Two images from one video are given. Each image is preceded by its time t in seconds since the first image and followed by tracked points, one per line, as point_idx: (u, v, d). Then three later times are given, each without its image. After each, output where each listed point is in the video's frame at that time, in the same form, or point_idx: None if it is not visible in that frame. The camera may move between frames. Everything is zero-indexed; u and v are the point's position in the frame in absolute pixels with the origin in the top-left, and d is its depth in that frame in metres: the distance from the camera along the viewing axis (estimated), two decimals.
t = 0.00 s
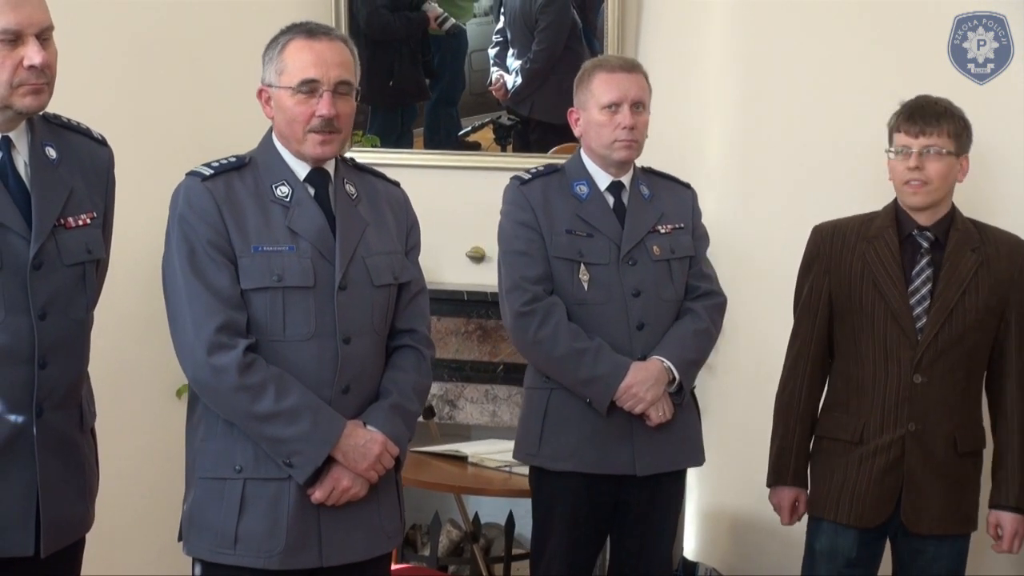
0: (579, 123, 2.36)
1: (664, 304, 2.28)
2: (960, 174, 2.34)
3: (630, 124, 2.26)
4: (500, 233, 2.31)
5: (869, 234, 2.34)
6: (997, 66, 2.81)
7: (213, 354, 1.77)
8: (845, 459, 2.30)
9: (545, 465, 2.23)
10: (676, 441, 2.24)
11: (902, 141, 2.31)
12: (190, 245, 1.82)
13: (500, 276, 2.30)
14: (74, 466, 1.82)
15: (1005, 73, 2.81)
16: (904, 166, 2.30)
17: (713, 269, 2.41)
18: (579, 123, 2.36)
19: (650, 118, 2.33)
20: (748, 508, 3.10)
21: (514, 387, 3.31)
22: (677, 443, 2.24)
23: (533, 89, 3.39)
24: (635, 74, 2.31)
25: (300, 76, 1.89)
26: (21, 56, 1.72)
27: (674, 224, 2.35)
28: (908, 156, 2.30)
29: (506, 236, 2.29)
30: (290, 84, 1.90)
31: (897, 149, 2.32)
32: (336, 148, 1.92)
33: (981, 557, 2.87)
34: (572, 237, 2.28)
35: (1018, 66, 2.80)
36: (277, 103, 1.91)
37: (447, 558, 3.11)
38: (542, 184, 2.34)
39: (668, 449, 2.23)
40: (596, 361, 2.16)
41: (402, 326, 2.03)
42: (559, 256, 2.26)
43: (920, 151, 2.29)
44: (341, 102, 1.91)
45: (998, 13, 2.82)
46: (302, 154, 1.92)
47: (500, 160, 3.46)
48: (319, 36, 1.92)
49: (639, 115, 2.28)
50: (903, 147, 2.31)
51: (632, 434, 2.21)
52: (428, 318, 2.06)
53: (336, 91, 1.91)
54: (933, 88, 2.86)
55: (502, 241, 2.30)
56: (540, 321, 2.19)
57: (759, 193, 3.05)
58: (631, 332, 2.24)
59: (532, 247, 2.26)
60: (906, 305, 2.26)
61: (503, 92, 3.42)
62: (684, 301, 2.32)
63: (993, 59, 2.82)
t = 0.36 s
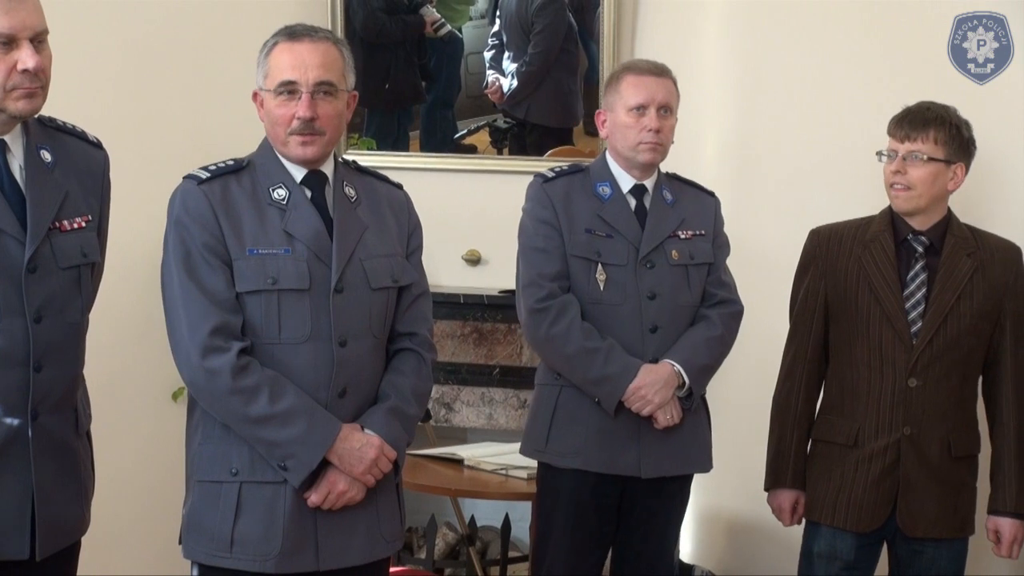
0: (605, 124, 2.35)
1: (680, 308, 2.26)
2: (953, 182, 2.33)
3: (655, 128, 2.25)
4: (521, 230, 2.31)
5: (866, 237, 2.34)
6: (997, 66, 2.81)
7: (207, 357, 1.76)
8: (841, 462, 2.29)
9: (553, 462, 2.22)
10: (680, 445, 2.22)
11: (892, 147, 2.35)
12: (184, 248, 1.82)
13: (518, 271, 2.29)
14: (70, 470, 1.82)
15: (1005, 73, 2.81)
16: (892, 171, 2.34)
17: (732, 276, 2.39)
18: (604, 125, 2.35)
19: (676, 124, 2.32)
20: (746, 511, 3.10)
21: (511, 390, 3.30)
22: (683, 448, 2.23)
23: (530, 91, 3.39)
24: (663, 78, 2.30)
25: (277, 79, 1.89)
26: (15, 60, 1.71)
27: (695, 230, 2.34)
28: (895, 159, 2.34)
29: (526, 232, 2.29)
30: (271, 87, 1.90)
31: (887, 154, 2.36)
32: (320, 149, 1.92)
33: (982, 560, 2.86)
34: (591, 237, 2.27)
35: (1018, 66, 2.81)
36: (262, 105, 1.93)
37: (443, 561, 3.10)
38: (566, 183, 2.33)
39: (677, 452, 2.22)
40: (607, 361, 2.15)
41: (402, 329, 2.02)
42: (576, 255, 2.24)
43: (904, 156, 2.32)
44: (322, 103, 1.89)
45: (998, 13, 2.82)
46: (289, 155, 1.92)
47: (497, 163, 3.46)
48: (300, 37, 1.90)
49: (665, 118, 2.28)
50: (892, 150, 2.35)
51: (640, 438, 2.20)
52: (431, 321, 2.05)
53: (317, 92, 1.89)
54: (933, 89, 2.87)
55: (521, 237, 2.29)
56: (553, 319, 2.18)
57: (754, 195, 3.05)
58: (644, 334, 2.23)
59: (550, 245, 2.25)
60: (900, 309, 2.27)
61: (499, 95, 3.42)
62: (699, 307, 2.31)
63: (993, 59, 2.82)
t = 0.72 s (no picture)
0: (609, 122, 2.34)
1: (680, 307, 2.27)
2: (957, 182, 2.33)
3: (663, 126, 2.26)
4: (522, 227, 2.30)
5: (871, 238, 2.34)
6: (997, 66, 2.81)
7: (210, 355, 1.76)
8: (848, 463, 2.28)
9: (554, 461, 2.22)
10: (681, 443, 2.23)
11: (895, 148, 2.35)
12: (188, 246, 1.82)
13: (519, 268, 2.29)
14: (72, 468, 1.82)
15: (1005, 73, 2.81)
16: (896, 172, 2.34)
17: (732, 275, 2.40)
18: (609, 122, 2.35)
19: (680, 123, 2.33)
20: (750, 510, 3.09)
21: (512, 388, 3.31)
22: (685, 447, 2.23)
23: (532, 90, 3.39)
24: (671, 79, 2.31)
25: (295, 72, 1.89)
26: (15, 60, 1.71)
27: (695, 229, 2.34)
28: (898, 160, 2.34)
29: (527, 229, 2.28)
30: (286, 80, 1.90)
31: (891, 155, 2.36)
32: (336, 144, 1.92)
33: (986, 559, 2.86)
34: (593, 235, 2.27)
35: (1017, 67, 2.80)
36: (272, 101, 1.92)
37: (445, 560, 3.11)
38: (567, 181, 2.32)
39: (678, 451, 2.22)
40: (609, 359, 2.14)
41: (405, 327, 2.02)
42: (578, 253, 2.24)
43: (907, 157, 2.32)
44: (337, 96, 1.91)
45: (998, 14, 2.82)
46: (301, 150, 1.91)
47: (497, 162, 3.46)
48: (313, 32, 1.92)
49: (672, 118, 2.28)
50: (895, 151, 2.35)
51: (641, 437, 2.20)
52: (433, 318, 2.06)
53: (332, 85, 1.91)
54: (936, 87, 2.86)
55: (522, 234, 2.29)
56: (555, 316, 2.17)
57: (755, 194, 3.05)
58: (645, 334, 2.23)
59: (552, 242, 2.25)
60: (905, 310, 2.27)
61: (500, 94, 3.42)
62: (700, 306, 2.31)
63: (993, 59, 2.81)
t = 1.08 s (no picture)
0: (590, 124, 2.35)
1: (670, 308, 2.27)
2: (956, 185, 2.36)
3: (647, 126, 2.27)
4: (508, 233, 2.30)
5: (868, 240, 2.35)
6: (997, 66, 2.86)
7: (210, 354, 1.76)
8: (845, 465, 2.29)
9: (548, 466, 2.22)
10: (678, 444, 2.23)
11: (902, 151, 2.33)
12: (187, 246, 1.82)
13: (507, 273, 2.29)
14: (68, 470, 1.82)
15: (1005, 73, 2.87)
16: (905, 175, 2.32)
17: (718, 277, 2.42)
18: (590, 124, 2.35)
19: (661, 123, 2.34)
20: (747, 512, 3.10)
21: (508, 391, 3.31)
22: (680, 448, 2.23)
23: (528, 92, 3.40)
24: (652, 78, 2.31)
25: (300, 75, 1.90)
26: (12, 62, 1.72)
27: (681, 230, 2.35)
28: (908, 165, 2.32)
29: (513, 236, 2.29)
30: (290, 83, 1.90)
31: (897, 158, 2.34)
32: (336, 148, 1.93)
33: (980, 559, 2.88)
34: (581, 239, 2.27)
35: (1017, 66, 2.86)
36: (275, 102, 1.91)
37: (441, 562, 3.10)
38: (551, 185, 2.33)
39: (674, 452, 2.23)
40: (604, 362, 2.15)
41: (400, 328, 2.03)
42: (567, 257, 2.25)
43: (919, 161, 2.31)
44: (341, 101, 1.92)
45: (998, 14, 2.87)
46: (302, 153, 1.92)
47: (493, 164, 3.46)
48: (319, 36, 1.93)
49: (655, 117, 2.29)
50: (903, 157, 2.33)
51: (636, 441, 2.20)
52: (427, 319, 2.06)
53: (337, 90, 1.92)
54: (935, 88, 2.90)
55: (508, 241, 2.29)
56: (548, 322, 2.17)
57: (750, 196, 3.05)
58: (638, 336, 2.23)
59: (541, 248, 2.25)
60: (904, 312, 2.27)
61: (498, 96, 3.42)
62: (689, 306, 2.32)
63: (993, 59, 2.87)
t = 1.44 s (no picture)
0: (584, 130, 2.36)
1: (670, 311, 2.27)
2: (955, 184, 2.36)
3: (639, 127, 2.27)
4: (507, 241, 2.31)
5: (865, 244, 2.35)
6: (997, 66, 2.88)
7: (212, 358, 1.77)
8: (847, 469, 2.29)
9: (552, 471, 2.22)
10: (680, 446, 2.24)
11: (908, 151, 2.31)
12: (188, 250, 1.83)
13: (506, 279, 2.29)
14: (72, 473, 1.82)
15: (1005, 73, 2.88)
16: (909, 175, 2.31)
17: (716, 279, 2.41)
18: (583, 131, 2.37)
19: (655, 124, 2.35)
20: (748, 514, 3.10)
21: (511, 394, 3.31)
22: (682, 450, 2.24)
23: (531, 94, 3.40)
24: (640, 80, 2.33)
25: (300, 81, 1.90)
26: (16, 65, 1.72)
27: (678, 233, 2.35)
28: (913, 165, 2.31)
29: (512, 242, 2.29)
30: (291, 89, 1.90)
31: (902, 159, 2.32)
32: (336, 152, 1.93)
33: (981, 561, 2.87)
34: (579, 244, 2.27)
35: (1017, 66, 2.88)
36: (276, 107, 1.92)
37: (444, 564, 3.10)
38: (549, 191, 2.33)
39: (677, 455, 2.23)
40: (605, 367, 2.15)
41: (400, 331, 2.03)
42: (566, 262, 2.25)
43: (925, 160, 2.30)
44: (342, 106, 1.92)
45: (998, 14, 2.89)
46: (303, 158, 1.92)
47: (496, 167, 3.47)
48: (319, 41, 1.93)
49: (646, 119, 2.30)
50: (908, 157, 2.31)
51: (640, 444, 2.20)
52: (427, 322, 2.06)
53: (337, 95, 1.92)
54: (936, 88, 2.92)
55: (508, 248, 2.30)
56: (549, 328, 2.18)
57: (751, 200, 3.06)
58: (639, 339, 2.23)
59: (540, 254, 2.26)
60: (903, 314, 2.28)
61: (500, 99, 3.43)
62: (689, 309, 2.32)
63: (993, 59, 2.88)
